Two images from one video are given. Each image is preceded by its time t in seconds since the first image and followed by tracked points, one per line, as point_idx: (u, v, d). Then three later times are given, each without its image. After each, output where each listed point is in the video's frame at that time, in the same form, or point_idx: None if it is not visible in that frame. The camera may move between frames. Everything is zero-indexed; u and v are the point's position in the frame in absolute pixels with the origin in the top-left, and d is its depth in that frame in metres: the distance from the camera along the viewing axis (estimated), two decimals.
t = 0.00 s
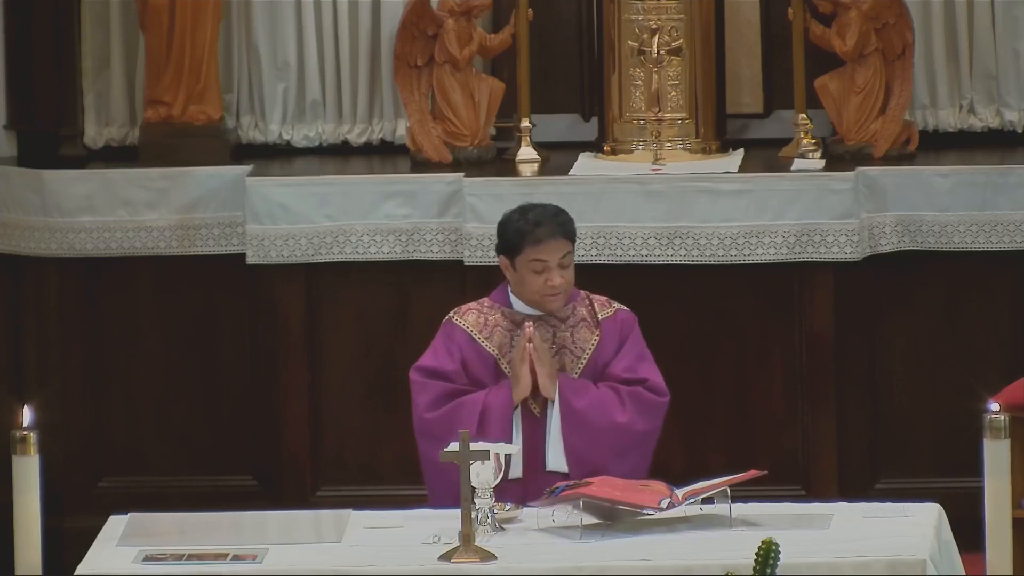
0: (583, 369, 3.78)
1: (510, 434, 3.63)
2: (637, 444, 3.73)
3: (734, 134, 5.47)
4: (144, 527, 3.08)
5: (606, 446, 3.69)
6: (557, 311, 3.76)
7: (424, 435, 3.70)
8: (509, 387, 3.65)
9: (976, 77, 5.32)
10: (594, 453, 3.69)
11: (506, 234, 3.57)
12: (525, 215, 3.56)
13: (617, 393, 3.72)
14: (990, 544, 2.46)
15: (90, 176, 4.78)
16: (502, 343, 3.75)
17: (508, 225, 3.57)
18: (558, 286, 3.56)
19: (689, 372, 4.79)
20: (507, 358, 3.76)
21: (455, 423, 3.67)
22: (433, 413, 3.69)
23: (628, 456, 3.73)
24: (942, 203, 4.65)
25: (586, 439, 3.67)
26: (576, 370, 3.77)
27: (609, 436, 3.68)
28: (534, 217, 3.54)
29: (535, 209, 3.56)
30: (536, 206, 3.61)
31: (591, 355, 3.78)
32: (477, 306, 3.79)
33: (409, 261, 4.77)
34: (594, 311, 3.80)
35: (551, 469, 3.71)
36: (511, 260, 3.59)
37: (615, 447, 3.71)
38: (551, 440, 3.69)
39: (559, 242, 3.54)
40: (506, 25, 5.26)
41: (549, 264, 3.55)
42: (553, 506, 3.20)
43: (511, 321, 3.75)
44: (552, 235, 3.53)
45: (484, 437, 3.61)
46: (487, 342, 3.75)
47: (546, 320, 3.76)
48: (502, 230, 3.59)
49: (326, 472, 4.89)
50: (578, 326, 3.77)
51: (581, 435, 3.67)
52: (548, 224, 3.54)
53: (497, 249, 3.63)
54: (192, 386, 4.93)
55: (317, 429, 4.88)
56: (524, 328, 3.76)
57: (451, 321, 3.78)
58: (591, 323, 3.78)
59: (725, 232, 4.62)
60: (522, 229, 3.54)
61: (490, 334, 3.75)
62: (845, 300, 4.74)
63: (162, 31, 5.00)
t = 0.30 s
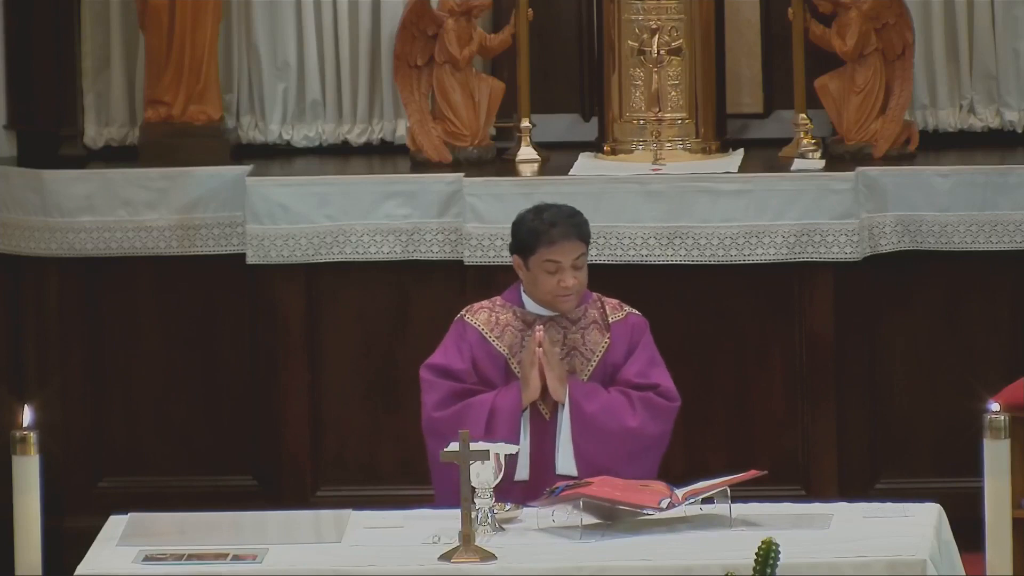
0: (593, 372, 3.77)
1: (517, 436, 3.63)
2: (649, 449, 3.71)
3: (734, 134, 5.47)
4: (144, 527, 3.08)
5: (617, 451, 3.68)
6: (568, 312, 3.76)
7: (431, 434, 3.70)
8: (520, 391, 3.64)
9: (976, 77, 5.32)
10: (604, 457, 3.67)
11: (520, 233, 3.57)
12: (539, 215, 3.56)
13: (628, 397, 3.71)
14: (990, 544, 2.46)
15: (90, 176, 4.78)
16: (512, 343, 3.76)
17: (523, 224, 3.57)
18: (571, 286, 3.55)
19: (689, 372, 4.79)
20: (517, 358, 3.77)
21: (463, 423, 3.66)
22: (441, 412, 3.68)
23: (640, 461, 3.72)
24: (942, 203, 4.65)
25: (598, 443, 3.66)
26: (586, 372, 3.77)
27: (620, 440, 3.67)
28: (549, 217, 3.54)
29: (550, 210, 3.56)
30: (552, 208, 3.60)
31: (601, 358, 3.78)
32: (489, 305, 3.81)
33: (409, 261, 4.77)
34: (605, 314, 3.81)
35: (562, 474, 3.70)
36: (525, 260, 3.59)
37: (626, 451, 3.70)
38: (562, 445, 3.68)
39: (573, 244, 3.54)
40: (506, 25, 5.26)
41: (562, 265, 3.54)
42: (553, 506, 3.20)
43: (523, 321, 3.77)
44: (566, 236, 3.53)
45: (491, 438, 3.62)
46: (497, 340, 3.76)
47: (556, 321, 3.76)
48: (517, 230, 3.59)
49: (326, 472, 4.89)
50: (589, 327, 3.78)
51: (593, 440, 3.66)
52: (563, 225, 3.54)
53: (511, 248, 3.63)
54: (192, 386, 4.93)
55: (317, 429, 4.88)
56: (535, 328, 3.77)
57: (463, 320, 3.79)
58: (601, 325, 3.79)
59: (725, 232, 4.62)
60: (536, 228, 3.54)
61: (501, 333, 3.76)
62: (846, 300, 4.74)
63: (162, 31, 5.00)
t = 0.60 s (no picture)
0: (601, 373, 3.78)
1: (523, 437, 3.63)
2: (652, 455, 3.71)
3: (734, 134, 5.47)
4: (144, 527, 3.08)
5: (618, 455, 3.68)
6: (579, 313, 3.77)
7: (439, 434, 3.71)
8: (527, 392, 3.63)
9: (976, 77, 5.32)
10: (604, 461, 3.67)
11: (531, 233, 3.56)
12: (550, 216, 3.55)
13: (633, 402, 3.70)
14: (990, 544, 2.46)
15: (90, 176, 4.78)
16: (522, 343, 3.77)
17: (534, 224, 3.56)
18: (579, 289, 3.55)
19: (689, 372, 4.79)
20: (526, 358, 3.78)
21: (469, 423, 3.67)
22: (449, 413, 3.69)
23: (643, 467, 3.71)
24: (942, 203, 4.65)
25: (598, 447, 3.66)
26: (595, 373, 3.77)
27: (624, 447, 3.67)
28: (559, 219, 3.53)
29: (561, 211, 3.55)
30: (564, 207, 3.59)
31: (610, 360, 3.78)
32: (499, 304, 3.81)
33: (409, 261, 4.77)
34: (615, 315, 3.80)
35: (563, 475, 3.70)
36: (534, 259, 3.59)
37: (627, 456, 3.69)
38: (565, 445, 3.68)
39: (581, 247, 3.52)
40: (506, 25, 5.26)
41: (570, 267, 3.54)
42: (553, 506, 3.20)
43: (533, 321, 3.78)
44: (575, 239, 3.52)
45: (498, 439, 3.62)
46: (506, 340, 3.77)
47: (566, 322, 3.77)
48: (528, 229, 3.58)
49: (326, 472, 4.89)
50: (599, 329, 3.78)
51: (593, 443, 3.65)
52: (572, 227, 3.52)
53: (522, 247, 3.62)
54: (192, 386, 4.93)
55: (317, 429, 4.88)
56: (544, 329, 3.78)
57: (472, 319, 3.80)
58: (611, 328, 3.78)
59: (725, 232, 4.62)
60: (546, 230, 3.53)
61: (511, 333, 3.77)
62: (846, 300, 4.74)
63: (161, 32, 5.00)
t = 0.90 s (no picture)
0: (605, 375, 3.79)
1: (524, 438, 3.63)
2: (654, 460, 3.70)
3: (734, 134, 5.47)
4: (145, 527, 3.08)
5: (619, 457, 3.67)
6: (585, 314, 3.78)
7: (440, 432, 3.70)
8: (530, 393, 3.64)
9: (976, 77, 5.32)
10: (605, 462, 3.66)
11: (539, 232, 3.56)
12: (558, 216, 3.55)
13: (637, 405, 3.70)
14: (990, 543, 2.46)
15: (90, 175, 4.78)
16: (527, 342, 3.78)
17: (542, 223, 3.56)
18: (583, 290, 3.55)
19: (689, 372, 4.80)
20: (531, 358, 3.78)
21: (471, 422, 3.67)
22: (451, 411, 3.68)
23: (643, 471, 3.70)
24: (941, 203, 4.65)
25: (600, 448, 3.65)
26: (599, 375, 3.79)
27: (626, 449, 3.66)
28: (566, 219, 3.53)
29: (570, 211, 3.55)
30: (573, 208, 3.59)
31: (614, 362, 3.79)
32: (506, 303, 3.82)
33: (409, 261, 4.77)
34: (621, 318, 3.81)
35: (563, 475, 3.69)
36: (541, 259, 3.59)
37: (629, 459, 3.68)
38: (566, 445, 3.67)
39: (587, 248, 3.52)
40: (506, 25, 5.26)
41: (575, 268, 3.54)
42: (553, 506, 3.20)
43: (539, 321, 3.78)
44: (581, 240, 3.52)
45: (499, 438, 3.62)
46: (512, 339, 3.77)
47: (572, 323, 3.78)
48: (536, 228, 3.58)
49: (326, 472, 4.89)
50: (604, 331, 3.78)
51: (595, 444, 3.65)
52: (579, 227, 3.52)
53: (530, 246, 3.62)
54: (192, 386, 4.93)
55: (317, 429, 4.88)
56: (550, 329, 3.78)
57: (480, 317, 3.82)
58: (616, 330, 3.79)
59: (725, 232, 4.62)
60: (553, 229, 3.53)
61: (516, 332, 3.77)
62: (846, 300, 4.74)
63: (161, 32, 5.00)
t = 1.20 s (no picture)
0: (600, 376, 3.78)
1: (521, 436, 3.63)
2: (649, 459, 3.71)
3: (734, 134, 5.47)
4: (145, 527, 3.08)
5: (616, 458, 3.67)
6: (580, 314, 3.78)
7: (438, 432, 3.71)
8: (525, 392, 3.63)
9: (976, 77, 5.32)
10: (601, 462, 3.66)
11: (535, 233, 3.56)
12: (554, 216, 3.55)
13: (632, 405, 3.70)
14: (990, 543, 2.46)
15: (90, 175, 4.78)
16: (522, 343, 3.77)
17: (538, 224, 3.56)
18: (580, 291, 3.55)
19: (689, 372, 4.79)
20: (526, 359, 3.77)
21: (469, 422, 3.67)
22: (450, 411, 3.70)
23: (639, 471, 3.71)
24: (941, 204, 4.65)
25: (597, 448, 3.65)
26: (594, 376, 3.78)
27: (622, 449, 3.67)
28: (563, 219, 3.53)
29: (566, 212, 3.55)
30: (569, 208, 3.59)
31: (610, 362, 3.78)
32: (501, 303, 3.82)
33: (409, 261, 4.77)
34: (617, 318, 3.80)
35: (559, 475, 3.69)
36: (537, 259, 3.59)
37: (625, 459, 3.69)
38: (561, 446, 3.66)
39: (584, 249, 3.52)
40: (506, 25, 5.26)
41: (572, 268, 3.54)
42: (553, 506, 3.20)
43: (534, 322, 3.78)
44: (578, 241, 3.52)
45: (496, 438, 3.62)
46: (507, 340, 3.77)
47: (567, 323, 3.78)
48: (533, 228, 3.58)
49: (326, 472, 4.89)
50: (599, 331, 3.78)
51: (592, 444, 3.65)
52: (575, 228, 3.52)
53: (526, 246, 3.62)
54: (193, 386, 4.93)
55: (317, 429, 4.88)
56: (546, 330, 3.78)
57: (475, 317, 3.81)
58: (612, 330, 3.79)
59: (725, 232, 4.62)
60: (550, 230, 3.53)
61: (511, 333, 3.77)
62: (846, 300, 4.74)
63: (162, 32, 5.00)
